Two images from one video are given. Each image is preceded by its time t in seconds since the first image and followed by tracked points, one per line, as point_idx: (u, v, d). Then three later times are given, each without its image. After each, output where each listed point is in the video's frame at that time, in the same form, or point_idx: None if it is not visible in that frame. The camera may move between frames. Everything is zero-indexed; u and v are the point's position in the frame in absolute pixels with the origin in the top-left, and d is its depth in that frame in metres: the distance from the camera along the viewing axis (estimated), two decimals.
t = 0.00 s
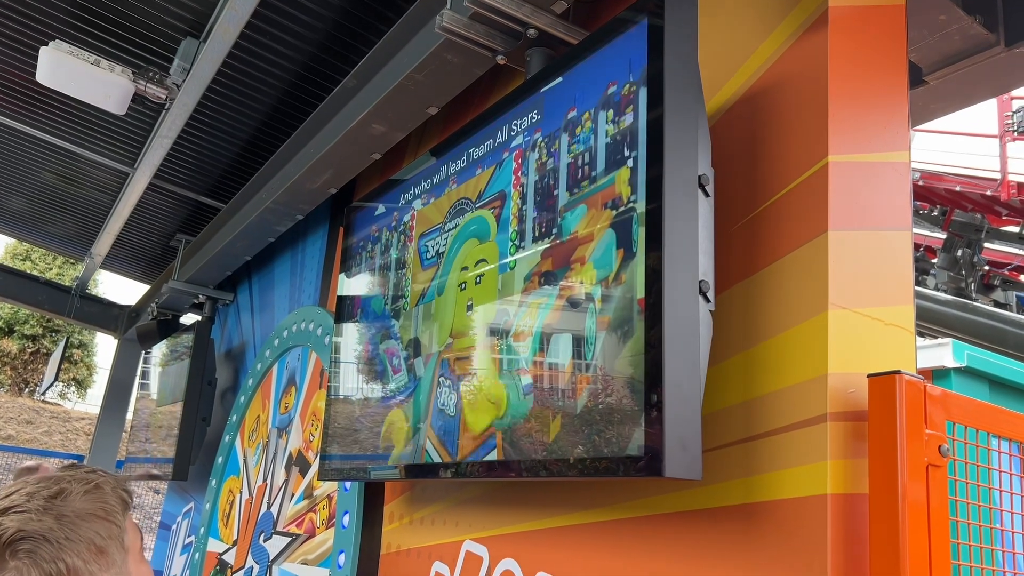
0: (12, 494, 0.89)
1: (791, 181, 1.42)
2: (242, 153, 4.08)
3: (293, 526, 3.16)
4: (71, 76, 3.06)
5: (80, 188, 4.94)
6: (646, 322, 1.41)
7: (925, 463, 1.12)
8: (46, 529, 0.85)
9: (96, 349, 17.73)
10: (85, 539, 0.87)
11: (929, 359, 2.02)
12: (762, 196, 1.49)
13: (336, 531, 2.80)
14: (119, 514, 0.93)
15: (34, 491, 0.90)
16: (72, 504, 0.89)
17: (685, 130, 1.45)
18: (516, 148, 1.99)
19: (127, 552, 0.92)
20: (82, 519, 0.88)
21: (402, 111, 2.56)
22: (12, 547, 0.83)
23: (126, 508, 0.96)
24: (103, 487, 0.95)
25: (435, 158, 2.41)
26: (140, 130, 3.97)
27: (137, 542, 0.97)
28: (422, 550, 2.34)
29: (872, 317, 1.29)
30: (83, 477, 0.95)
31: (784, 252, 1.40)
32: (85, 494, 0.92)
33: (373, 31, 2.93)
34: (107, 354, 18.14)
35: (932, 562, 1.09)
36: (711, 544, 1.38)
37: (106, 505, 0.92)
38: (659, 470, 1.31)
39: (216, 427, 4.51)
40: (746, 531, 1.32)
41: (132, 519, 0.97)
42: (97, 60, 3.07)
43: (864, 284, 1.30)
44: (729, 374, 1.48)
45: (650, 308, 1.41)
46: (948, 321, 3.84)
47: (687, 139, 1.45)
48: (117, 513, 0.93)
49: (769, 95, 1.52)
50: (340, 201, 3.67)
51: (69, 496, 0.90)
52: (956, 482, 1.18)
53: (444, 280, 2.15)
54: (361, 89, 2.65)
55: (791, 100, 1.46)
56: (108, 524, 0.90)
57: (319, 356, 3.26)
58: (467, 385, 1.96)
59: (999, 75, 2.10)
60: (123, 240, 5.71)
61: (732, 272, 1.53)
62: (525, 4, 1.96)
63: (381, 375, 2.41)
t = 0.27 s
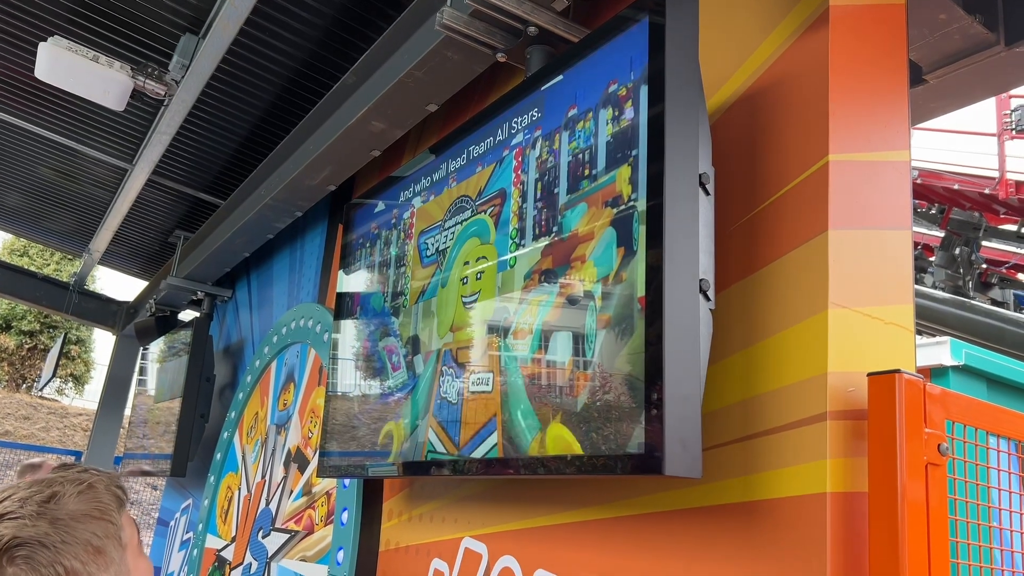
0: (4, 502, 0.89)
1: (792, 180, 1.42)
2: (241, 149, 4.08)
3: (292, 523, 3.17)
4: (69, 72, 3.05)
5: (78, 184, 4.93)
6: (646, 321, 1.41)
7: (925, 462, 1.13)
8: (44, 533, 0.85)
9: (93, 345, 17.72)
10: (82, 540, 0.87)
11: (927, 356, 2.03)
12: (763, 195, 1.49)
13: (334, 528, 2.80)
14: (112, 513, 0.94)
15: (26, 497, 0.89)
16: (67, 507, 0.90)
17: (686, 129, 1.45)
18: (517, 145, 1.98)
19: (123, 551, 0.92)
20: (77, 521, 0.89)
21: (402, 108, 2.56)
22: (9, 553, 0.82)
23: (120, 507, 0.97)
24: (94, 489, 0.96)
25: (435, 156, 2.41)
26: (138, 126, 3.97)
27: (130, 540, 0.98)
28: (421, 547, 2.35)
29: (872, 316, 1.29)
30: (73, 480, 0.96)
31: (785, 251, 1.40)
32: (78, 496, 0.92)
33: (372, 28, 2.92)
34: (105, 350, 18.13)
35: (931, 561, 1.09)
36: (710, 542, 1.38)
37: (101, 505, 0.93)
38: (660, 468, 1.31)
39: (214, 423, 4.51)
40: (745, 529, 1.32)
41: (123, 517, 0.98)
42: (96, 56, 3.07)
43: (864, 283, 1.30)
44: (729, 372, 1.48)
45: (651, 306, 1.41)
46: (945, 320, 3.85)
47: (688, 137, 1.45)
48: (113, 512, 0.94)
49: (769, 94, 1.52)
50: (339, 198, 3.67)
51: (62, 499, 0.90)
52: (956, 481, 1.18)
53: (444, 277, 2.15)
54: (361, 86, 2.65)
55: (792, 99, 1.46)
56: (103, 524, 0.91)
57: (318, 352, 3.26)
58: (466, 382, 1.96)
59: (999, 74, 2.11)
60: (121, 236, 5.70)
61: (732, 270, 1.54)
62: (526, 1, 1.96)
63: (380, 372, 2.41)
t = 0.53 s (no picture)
0: (11, 506, 0.83)
1: (794, 177, 1.42)
2: (240, 144, 4.06)
3: (291, 519, 3.17)
4: (68, 66, 3.05)
5: (76, 179, 4.92)
6: (647, 317, 1.41)
7: (927, 459, 1.13)
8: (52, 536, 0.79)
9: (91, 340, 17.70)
10: (93, 542, 0.81)
11: (926, 354, 2.02)
12: (765, 192, 1.48)
13: (333, 524, 2.80)
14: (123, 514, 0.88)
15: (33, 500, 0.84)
16: (77, 508, 0.84)
17: (688, 125, 1.45)
18: (518, 141, 1.98)
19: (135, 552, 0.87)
20: (88, 522, 0.83)
21: (403, 104, 2.55)
22: (16, 558, 0.76)
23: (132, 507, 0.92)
24: (103, 490, 0.90)
25: (435, 152, 2.41)
26: (137, 120, 3.95)
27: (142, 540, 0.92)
28: (420, 543, 2.35)
29: (874, 314, 1.29)
30: (81, 480, 0.90)
31: (786, 248, 1.40)
32: (89, 496, 0.86)
33: (372, 23, 2.92)
34: (102, 345, 18.12)
35: (933, 559, 1.09)
36: (711, 540, 1.38)
37: (112, 505, 0.88)
38: (661, 465, 1.31)
39: (213, 419, 4.51)
40: (745, 526, 1.33)
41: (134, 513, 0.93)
42: (95, 50, 3.04)
43: (867, 281, 1.30)
44: (731, 369, 1.48)
45: (652, 303, 1.41)
46: (943, 317, 3.87)
47: (690, 134, 1.45)
48: (124, 512, 0.88)
49: (772, 91, 1.52)
50: (339, 194, 3.66)
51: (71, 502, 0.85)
52: (957, 479, 1.18)
53: (445, 274, 2.15)
54: (361, 81, 2.64)
55: (794, 97, 1.45)
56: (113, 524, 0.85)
57: (317, 348, 3.26)
58: (466, 379, 1.96)
59: (1001, 72, 2.11)
60: (120, 231, 5.69)
61: (734, 266, 1.53)
62: None
63: (379, 368, 2.41)
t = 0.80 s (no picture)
0: (25, 509, 0.84)
1: (797, 174, 1.41)
2: (239, 139, 4.06)
3: (290, 515, 3.17)
4: (68, 60, 3.04)
5: (75, 173, 4.90)
6: (650, 314, 1.41)
7: (929, 458, 1.13)
8: (68, 539, 0.79)
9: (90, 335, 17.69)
10: (107, 543, 0.81)
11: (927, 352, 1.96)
12: (768, 189, 1.48)
13: (333, 519, 2.80)
14: (138, 515, 0.88)
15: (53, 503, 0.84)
16: (90, 509, 0.84)
17: (691, 123, 1.45)
18: (520, 138, 1.97)
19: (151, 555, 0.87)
20: (102, 524, 0.83)
21: (404, 99, 2.54)
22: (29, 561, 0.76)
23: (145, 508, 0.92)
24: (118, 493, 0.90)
25: (435, 148, 2.40)
26: (136, 114, 3.94)
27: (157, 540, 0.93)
28: (420, 540, 2.35)
29: (876, 312, 1.29)
30: (94, 482, 0.90)
31: (789, 246, 1.40)
32: (102, 498, 0.86)
33: (372, 18, 2.91)
34: (101, 339, 18.10)
35: (935, 557, 1.09)
36: (712, 537, 1.38)
37: (127, 505, 0.88)
38: (663, 462, 1.31)
39: (212, 414, 4.51)
40: (746, 523, 1.33)
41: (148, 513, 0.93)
42: (95, 44, 3.04)
43: (869, 279, 1.30)
44: (732, 367, 1.48)
45: (654, 300, 1.40)
46: (942, 315, 3.86)
47: (693, 131, 1.44)
48: (139, 512, 0.89)
49: (775, 87, 1.52)
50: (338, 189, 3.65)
51: (88, 506, 0.85)
52: (959, 477, 1.18)
53: (445, 270, 2.15)
54: (361, 76, 2.63)
55: (798, 94, 1.45)
56: (130, 526, 0.86)
57: (316, 344, 3.25)
58: (465, 376, 1.96)
59: (1003, 70, 2.10)
60: (119, 226, 5.68)
61: (737, 263, 1.53)
62: None
63: (378, 364, 2.41)
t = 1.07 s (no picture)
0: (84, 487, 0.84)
1: (799, 171, 1.41)
2: (239, 134, 4.05)
3: (290, 510, 3.16)
4: (68, 54, 3.02)
5: (75, 167, 4.89)
6: (652, 311, 1.41)
7: (931, 456, 1.12)
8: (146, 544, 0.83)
9: (88, 330, 17.68)
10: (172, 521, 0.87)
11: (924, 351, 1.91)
12: (770, 187, 1.48)
13: (332, 515, 2.80)
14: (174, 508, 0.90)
15: (102, 491, 0.84)
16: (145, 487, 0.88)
17: (695, 119, 1.44)
18: (522, 133, 1.97)
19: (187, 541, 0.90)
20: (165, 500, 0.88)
21: (405, 95, 2.53)
22: (115, 548, 0.81)
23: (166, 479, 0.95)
24: (155, 479, 0.90)
25: (436, 144, 2.40)
26: (136, 109, 3.93)
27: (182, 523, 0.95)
28: (420, 536, 2.34)
29: (878, 310, 1.29)
30: (130, 466, 0.89)
31: (792, 243, 1.39)
32: (143, 489, 0.86)
33: (374, 13, 2.90)
34: (100, 334, 18.10)
35: (937, 556, 1.09)
36: (713, 534, 1.38)
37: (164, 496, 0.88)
38: (665, 460, 1.30)
39: (212, 410, 4.50)
40: (748, 521, 1.32)
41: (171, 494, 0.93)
42: (95, 38, 3.03)
43: (871, 277, 1.30)
44: (734, 364, 1.48)
45: (657, 296, 1.40)
46: (941, 313, 3.86)
47: (697, 127, 1.44)
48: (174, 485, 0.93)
49: (778, 84, 1.51)
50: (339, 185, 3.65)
51: (133, 503, 0.84)
52: (960, 475, 1.18)
53: (445, 267, 2.14)
54: (362, 72, 2.62)
55: (801, 90, 1.44)
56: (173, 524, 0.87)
57: (316, 340, 3.25)
58: (465, 373, 1.96)
59: (1006, 68, 2.10)
60: (118, 221, 5.66)
61: (739, 261, 1.53)
62: None
63: (377, 360, 2.41)
